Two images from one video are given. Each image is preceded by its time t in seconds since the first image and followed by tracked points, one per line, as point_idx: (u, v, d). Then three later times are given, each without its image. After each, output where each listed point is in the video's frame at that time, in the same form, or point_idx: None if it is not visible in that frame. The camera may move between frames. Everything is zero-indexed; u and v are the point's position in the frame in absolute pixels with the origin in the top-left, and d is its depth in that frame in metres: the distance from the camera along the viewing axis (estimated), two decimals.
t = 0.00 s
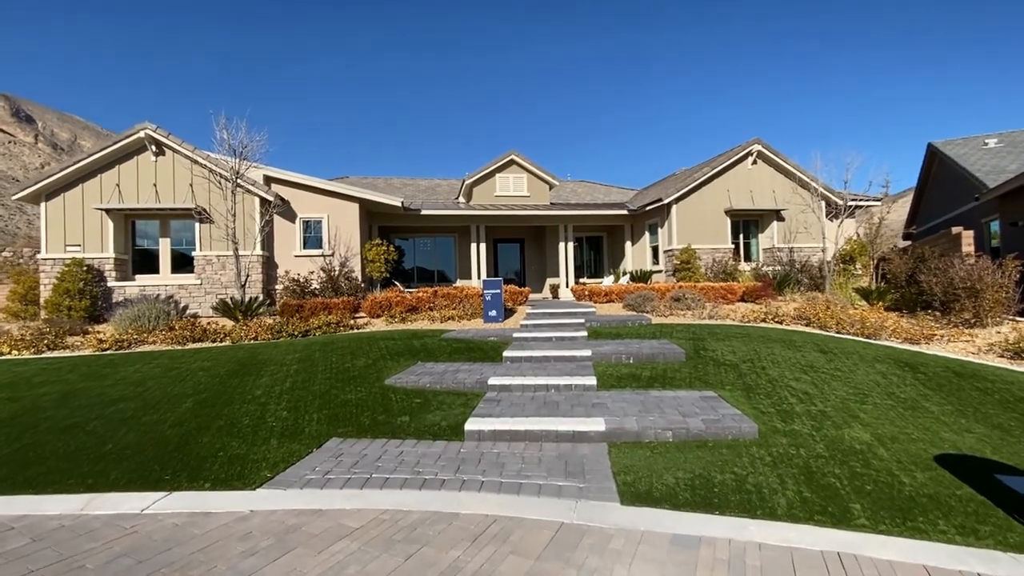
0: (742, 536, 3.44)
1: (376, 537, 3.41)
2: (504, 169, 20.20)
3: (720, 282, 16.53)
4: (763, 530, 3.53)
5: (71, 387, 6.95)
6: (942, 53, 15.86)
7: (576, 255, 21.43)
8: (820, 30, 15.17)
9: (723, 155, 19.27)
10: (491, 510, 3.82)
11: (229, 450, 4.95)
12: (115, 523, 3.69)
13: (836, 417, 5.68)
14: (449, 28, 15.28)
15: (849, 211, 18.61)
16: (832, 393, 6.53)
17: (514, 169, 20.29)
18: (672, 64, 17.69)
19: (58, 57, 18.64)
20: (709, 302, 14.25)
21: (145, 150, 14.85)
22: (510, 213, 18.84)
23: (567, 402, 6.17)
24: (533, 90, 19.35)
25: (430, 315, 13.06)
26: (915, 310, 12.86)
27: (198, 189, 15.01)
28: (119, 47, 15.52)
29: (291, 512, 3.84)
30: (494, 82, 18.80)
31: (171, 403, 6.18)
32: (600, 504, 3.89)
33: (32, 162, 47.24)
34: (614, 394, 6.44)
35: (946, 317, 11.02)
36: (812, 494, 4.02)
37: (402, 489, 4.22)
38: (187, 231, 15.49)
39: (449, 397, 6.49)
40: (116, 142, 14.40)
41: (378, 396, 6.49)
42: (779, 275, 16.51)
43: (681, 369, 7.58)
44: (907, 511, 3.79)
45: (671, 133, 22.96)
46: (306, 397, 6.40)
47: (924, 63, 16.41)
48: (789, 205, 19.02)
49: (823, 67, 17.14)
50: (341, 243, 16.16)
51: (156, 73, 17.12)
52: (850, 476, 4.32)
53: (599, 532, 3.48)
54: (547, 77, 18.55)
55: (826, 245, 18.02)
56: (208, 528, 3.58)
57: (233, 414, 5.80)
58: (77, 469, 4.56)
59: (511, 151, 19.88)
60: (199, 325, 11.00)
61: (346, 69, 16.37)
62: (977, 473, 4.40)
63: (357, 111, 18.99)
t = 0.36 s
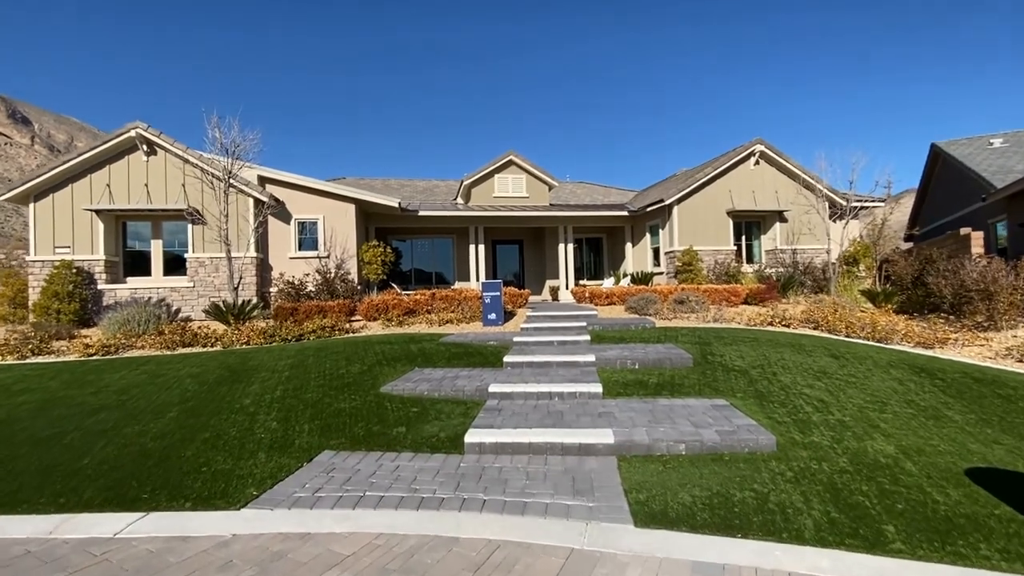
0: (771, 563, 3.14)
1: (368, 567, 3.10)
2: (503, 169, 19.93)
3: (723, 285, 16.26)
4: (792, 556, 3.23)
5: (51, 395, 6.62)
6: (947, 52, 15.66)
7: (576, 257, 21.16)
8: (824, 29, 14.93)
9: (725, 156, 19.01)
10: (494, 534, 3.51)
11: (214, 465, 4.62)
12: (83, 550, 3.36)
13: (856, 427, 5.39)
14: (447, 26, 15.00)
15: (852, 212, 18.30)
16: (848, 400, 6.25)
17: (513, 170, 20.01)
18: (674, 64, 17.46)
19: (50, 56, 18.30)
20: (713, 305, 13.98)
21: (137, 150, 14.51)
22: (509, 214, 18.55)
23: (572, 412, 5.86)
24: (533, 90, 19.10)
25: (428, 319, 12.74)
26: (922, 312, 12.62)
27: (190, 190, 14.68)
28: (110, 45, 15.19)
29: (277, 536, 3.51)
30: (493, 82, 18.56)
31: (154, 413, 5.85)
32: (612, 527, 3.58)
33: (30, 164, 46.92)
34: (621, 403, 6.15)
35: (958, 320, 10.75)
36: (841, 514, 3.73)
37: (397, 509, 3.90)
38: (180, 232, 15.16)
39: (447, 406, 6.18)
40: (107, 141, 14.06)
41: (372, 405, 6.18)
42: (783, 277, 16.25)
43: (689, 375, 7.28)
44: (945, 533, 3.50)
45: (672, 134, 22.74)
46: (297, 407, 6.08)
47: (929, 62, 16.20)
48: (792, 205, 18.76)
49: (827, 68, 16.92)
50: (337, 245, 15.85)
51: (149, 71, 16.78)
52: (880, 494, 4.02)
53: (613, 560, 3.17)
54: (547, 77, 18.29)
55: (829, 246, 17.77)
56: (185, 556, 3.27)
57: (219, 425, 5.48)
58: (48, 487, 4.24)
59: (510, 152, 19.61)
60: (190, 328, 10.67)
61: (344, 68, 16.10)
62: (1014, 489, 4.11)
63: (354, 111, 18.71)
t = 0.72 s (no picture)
0: None
1: None
2: (498, 169, 19.63)
3: (723, 285, 16.01)
4: None
5: (19, 403, 6.23)
6: (947, 50, 15.52)
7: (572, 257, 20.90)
8: (823, 26, 14.73)
9: (723, 154, 18.79)
10: (492, 558, 3.19)
11: (188, 481, 4.27)
12: None
13: (873, 436, 5.11)
14: (441, 22, 14.69)
15: (851, 211, 17.94)
16: (860, 405, 5.99)
17: (508, 169, 19.72)
18: (672, 62, 17.23)
19: (33, 52, 17.80)
20: (712, 306, 13.74)
21: (122, 148, 14.09)
22: (504, 213, 18.25)
23: (572, 419, 5.55)
24: (528, 88, 18.81)
25: (422, 320, 12.41)
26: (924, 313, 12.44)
27: (177, 188, 14.27)
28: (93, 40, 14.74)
29: (252, 563, 3.18)
30: (488, 80, 18.25)
31: (128, 422, 5.49)
32: (621, 549, 3.27)
33: (20, 164, 46.21)
34: (625, 409, 5.86)
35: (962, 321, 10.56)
36: (869, 533, 3.44)
37: (386, 530, 3.57)
38: (166, 232, 14.75)
39: (442, 413, 5.86)
40: (90, 139, 13.63)
41: (361, 413, 5.84)
42: (782, 277, 16.05)
43: (693, 379, 6.98)
44: (984, 554, 3.22)
45: (668, 132, 22.51)
46: (282, 415, 5.74)
47: (928, 60, 16.07)
48: (790, 205, 18.57)
49: (825, 66, 16.74)
50: (328, 245, 15.49)
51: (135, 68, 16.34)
52: (907, 509, 3.75)
53: None
54: (542, 74, 18.01)
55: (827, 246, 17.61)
56: None
57: (197, 436, 5.13)
58: (5, 507, 3.88)
59: (506, 151, 19.32)
60: (174, 331, 10.29)
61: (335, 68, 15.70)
62: None
63: (346, 109, 18.36)
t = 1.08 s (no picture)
0: None
1: None
2: (491, 168, 19.30)
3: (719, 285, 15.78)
4: None
5: None
6: (942, 49, 15.41)
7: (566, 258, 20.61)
8: (819, 24, 14.55)
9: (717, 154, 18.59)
10: None
11: (151, 502, 3.89)
12: None
13: (890, 443, 4.81)
14: (431, 18, 14.34)
15: (848, 211, 17.74)
16: (871, 411, 5.71)
17: (501, 169, 19.40)
18: (667, 61, 17.02)
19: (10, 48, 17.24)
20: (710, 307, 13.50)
21: (101, 145, 13.61)
22: (497, 213, 17.91)
23: (571, 428, 5.22)
24: (521, 86, 18.50)
25: (413, 323, 12.04)
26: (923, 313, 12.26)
27: (158, 187, 13.81)
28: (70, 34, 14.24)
29: None
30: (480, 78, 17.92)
31: (91, 436, 5.09)
32: None
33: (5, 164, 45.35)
34: (626, 416, 5.53)
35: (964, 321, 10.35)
36: (898, 555, 3.13)
37: (367, 557, 3.21)
38: (147, 233, 14.28)
39: (432, 423, 5.51)
40: (67, 136, 13.14)
41: (345, 423, 5.47)
42: (779, 277, 15.85)
43: (696, 384, 6.68)
44: None
45: (662, 131, 22.31)
46: (259, 426, 5.36)
47: (923, 59, 15.95)
48: (786, 204, 18.39)
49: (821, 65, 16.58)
50: (317, 246, 15.07)
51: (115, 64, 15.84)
52: (935, 526, 3.45)
53: None
54: (535, 72, 17.71)
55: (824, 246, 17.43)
56: None
57: (166, 451, 4.74)
58: None
59: (498, 150, 18.99)
60: (152, 335, 9.86)
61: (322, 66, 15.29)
62: None
63: (335, 108, 17.94)
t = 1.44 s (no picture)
0: None
1: None
2: (482, 167, 18.96)
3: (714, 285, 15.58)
4: None
5: None
6: (935, 46, 15.32)
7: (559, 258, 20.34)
8: (813, 21, 14.38)
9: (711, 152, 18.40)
10: None
11: (107, 528, 3.53)
12: None
13: (906, 452, 4.53)
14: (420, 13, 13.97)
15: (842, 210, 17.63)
16: (882, 416, 5.44)
17: (492, 168, 19.07)
18: (661, 58, 16.78)
19: None
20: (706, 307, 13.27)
21: (76, 142, 13.10)
22: (489, 213, 17.58)
23: (569, 438, 4.90)
24: (512, 83, 18.19)
25: (403, 325, 11.67)
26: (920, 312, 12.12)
27: (138, 185, 13.33)
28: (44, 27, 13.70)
29: None
30: (470, 75, 17.59)
31: (48, 452, 4.70)
32: None
33: None
34: (626, 424, 5.24)
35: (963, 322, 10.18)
36: None
37: None
38: (126, 233, 13.79)
39: (420, 433, 5.17)
40: (40, 132, 12.62)
41: (328, 434, 5.12)
42: (774, 277, 15.67)
43: (697, 389, 6.40)
44: None
45: (655, 130, 22.10)
46: (234, 438, 4.99)
47: (916, 57, 15.86)
48: (780, 203, 18.24)
49: (815, 63, 16.44)
50: (303, 246, 14.65)
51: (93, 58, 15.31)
52: (968, 543, 3.15)
53: None
54: (526, 70, 17.42)
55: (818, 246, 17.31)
56: None
57: (130, 468, 4.38)
58: None
59: (490, 149, 18.66)
60: (127, 339, 9.43)
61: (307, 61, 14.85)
62: None
63: (322, 106, 17.51)
